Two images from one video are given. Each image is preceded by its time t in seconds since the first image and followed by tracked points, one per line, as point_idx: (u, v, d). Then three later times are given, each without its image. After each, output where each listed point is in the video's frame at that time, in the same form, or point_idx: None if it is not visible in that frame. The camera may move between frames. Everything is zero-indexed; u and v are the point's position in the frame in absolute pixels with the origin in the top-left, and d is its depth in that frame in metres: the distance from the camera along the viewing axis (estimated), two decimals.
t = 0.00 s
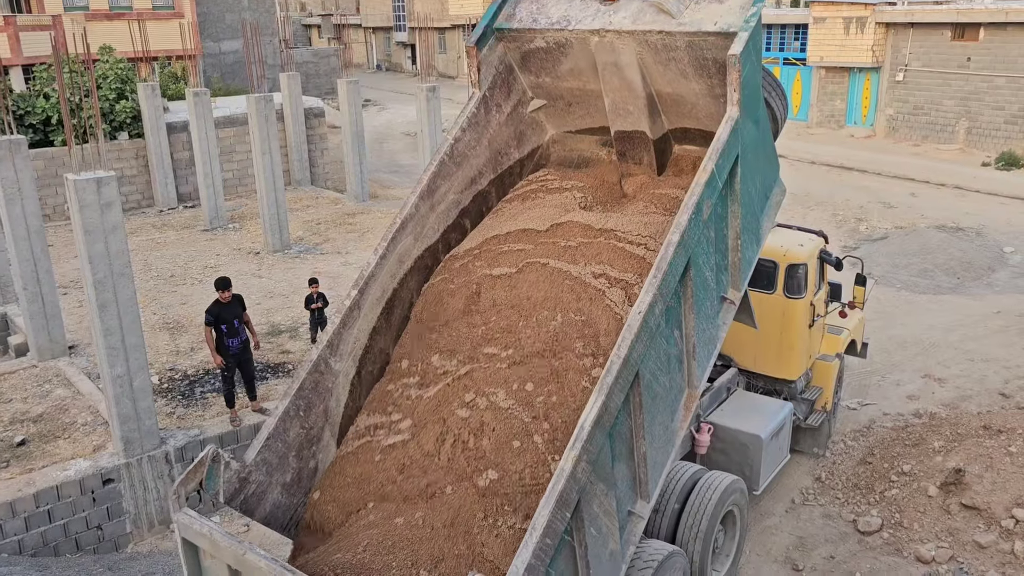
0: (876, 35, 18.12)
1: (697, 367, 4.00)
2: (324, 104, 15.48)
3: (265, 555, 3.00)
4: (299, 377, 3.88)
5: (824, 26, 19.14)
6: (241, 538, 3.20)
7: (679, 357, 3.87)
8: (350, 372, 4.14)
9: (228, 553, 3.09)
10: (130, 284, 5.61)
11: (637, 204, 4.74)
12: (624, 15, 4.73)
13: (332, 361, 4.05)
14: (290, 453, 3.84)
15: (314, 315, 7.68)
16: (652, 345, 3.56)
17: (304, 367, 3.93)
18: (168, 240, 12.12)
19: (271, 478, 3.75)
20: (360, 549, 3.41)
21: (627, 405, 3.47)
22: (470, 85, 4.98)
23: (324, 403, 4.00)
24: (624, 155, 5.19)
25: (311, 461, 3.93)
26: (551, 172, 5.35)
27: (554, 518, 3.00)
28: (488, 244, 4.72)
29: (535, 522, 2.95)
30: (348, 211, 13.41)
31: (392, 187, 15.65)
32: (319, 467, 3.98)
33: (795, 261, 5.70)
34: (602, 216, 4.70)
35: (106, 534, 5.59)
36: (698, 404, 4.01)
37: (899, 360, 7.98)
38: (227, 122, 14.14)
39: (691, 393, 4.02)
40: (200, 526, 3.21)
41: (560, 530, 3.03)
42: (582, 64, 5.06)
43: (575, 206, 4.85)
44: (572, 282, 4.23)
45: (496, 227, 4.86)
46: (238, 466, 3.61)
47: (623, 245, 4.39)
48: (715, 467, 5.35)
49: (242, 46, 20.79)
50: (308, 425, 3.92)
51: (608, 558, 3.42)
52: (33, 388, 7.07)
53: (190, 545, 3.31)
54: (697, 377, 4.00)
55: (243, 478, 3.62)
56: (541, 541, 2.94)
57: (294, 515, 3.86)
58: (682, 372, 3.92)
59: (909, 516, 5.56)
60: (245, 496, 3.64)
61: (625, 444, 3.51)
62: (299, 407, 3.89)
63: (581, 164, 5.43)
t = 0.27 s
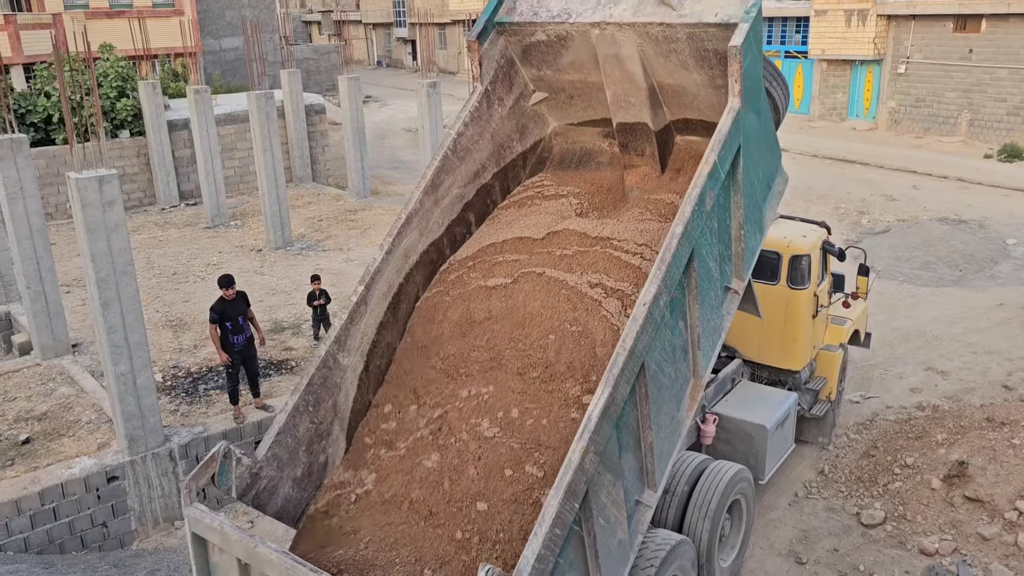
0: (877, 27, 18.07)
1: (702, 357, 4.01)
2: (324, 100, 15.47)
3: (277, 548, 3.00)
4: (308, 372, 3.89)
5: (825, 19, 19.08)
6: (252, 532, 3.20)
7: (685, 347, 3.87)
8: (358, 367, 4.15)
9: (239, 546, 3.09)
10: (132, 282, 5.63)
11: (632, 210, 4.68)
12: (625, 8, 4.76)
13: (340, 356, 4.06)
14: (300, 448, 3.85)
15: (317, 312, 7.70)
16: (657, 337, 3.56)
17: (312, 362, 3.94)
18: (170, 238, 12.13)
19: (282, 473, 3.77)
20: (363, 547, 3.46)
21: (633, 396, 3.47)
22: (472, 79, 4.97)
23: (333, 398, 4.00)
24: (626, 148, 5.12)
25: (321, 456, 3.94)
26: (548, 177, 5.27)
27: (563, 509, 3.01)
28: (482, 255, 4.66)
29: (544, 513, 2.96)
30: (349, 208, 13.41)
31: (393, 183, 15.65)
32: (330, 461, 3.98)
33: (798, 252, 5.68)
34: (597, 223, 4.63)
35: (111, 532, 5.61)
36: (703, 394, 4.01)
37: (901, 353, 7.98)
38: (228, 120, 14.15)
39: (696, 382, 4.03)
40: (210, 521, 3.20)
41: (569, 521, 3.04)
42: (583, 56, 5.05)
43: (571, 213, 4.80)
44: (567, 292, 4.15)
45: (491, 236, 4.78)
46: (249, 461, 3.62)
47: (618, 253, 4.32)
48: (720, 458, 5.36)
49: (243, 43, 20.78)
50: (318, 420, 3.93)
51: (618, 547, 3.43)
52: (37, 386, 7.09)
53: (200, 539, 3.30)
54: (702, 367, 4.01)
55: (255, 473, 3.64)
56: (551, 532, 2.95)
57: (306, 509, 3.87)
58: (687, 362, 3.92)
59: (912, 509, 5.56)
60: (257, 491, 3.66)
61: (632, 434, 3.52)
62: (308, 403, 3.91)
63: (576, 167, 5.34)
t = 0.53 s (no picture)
0: (878, 18, 18.01)
1: (706, 345, 4.02)
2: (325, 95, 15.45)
3: (285, 539, 3.00)
4: (316, 365, 3.90)
5: (826, 10, 19.03)
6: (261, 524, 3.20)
7: (688, 336, 3.88)
8: (365, 360, 4.17)
9: (248, 538, 3.09)
10: (134, 278, 5.64)
11: (625, 217, 4.66)
12: None
13: (347, 349, 4.07)
14: (308, 441, 3.84)
15: (318, 307, 7.70)
16: (662, 326, 3.57)
17: (320, 355, 3.95)
18: (171, 233, 12.13)
19: (293, 465, 3.77)
20: (364, 542, 3.44)
21: (638, 385, 3.49)
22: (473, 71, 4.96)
23: (340, 391, 4.02)
24: (627, 137, 5.16)
25: (330, 448, 3.94)
26: (544, 182, 5.27)
27: (571, 498, 3.02)
28: (477, 264, 4.69)
29: (552, 502, 2.97)
30: (350, 202, 13.41)
31: (394, 177, 15.64)
32: (338, 454, 3.97)
33: (799, 242, 5.68)
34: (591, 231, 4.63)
35: (114, 526, 5.63)
36: (706, 382, 4.03)
37: (903, 344, 7.98)
38: (228, 115, 14.14)
39: (700, 370, 4.04)
40: (219, 512, 3.20)
41: (577, 510, 3.06)
42: (584, 47, 5.05)
43: (565, 221, 4.78)
44: (562, 304, 4.19)
45: (487, 242, 4.82)
46: (259, 455, 3.63)
47: (611, 263, 4.32)
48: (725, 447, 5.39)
49: (242, 38, 20.76)
50: (326, 413, 3.94)
51: (625, 534, 3.44)
52: (40, 382, 7.11)
53: (207, 530, 3.30)
54: (706, 355, 4.02)
55: (265, 466, 3.65)
56: (559, 521, 2.97)
57: (317, 500, 3.85)
58: (691, 350, 3.93)
59: (914, 500, 5.57)
60: (268, 483, 3.66)
61: (638, 423, 3.53)
62: (316, 395, 3.91)
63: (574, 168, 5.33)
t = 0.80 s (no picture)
0: (884, 8, 17.92)
1: (712, 334, 4.02)
2: (329, 87, 15.43)
3: (295, 529, 3.02)
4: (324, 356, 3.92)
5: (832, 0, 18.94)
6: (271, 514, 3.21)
7: (695, 325, 3.88)
8: (373, 351, 4.19)
9: (258, 528, 3.10)
10: (140, 270, 5.65)
11: (623, 222, 4.59)
12: None
13: (355, 341, 4.09)
14: (317, 432, 3.85)
15: (323, 299, 7.71)
16: (668, 316, 3.57)
17: (328, 347, 3.97)
18: (176, 225, 12.15)
19: (302, 456, 3.77)
20: (367, 533, 3.45)
21: (645, 374, 3.48)
22: (478, 61, 4.94)
23: (349, 381, 4.04)
24: (633, 127, 5.12)
25: (339, 438, 3.95)
26: (542, 183, 5.20)
27: (580, 487, 3.03)
28: (474, 269, 4.63)
29: (560, 492, 2.98)
30: (354, 194, 13.40)
31: (398, 169, 15.63)
32: (346, 445, 3.98)
33: (805, 232, 5.67)
34: (589, 236, 4.57)
35: (121, 517, 5.66)
36: (713, 371, 4.03)
37: (908, 336, 7.97)
38: (232, 107, 14.13)
39: (706, 359, 4.05)
40: (229, 501, 3.21)
41: (585, 499, 3.06)
42: (589, 36, 5.04)
43: (563, 225, 4.72)
44: (559, 312, 4.13)
45: (485, 246, 4.76)
46: (269, 445, 3.63)
47: (609, 270, 4.26)
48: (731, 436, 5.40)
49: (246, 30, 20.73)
50: (335, 404, 3.96)
51: (632, 522, 3.45)
52: (46, 374, 7.13)
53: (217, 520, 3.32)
54: (713, 343, 4.02)
55: (275, 457, 3.65)
56: (567, 510, 2.98)
57: (326, 490, 3.87)
58: (697, 339, 3.93)
59: (919, 491, 5.57)
60: (278, 474, 3.66)
61: (645, 413, 3.53)
62: (324, 387, 3.93)
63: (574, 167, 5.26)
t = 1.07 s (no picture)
0: None
1: (717, 324, 4.02)
2: (332, 79, 15.41)
3: (302, 519, 3.05)
4: (330, 347, 3.93)
5: None
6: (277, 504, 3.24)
7: (700, 315, 3.87)
8: (378, 341, 4.22)
9: (265, 518, 3.13)
10: (144, 261, 5.67)
11: (620, 229, 4.54)
12: None
13: (361, 332, 4.11)
14: (324, 422, 3.86)
15: (327, 290, 7.72)
16: (674, 307, 3.56)
17: (334, 338, 3.99)
18: (180, 217, 12.17)
19: (309, 446, 3.77)
20: (368, 524, 3.45)
21: (650, 365, 3.49)
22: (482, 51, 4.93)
23: (355, 372, 4.07)
24: (637, 116, 5.08)
25: (345, 429, 3.98)
26: (540, 186, 5.14)
27: (585, 478, 3.04)
28: (469, 276, 4.59)
29: (566, 483, 2.99)
30: (358, 186, 13.40)
31: (402, 161, 15.62)
32: (352, 435, 4.01)
33: (811, 224, 5.66)
34: (586, 241, 4.52)
35: (126, 508, 5.68)
36: (718, 360, 4.04)
37: (912, 328, 7.96)
38: (236, 99, 14.13)
39: (711, 349, 4.04)
40: (236, 492, 3.24)
41: (591, 489, 3.07)
42: (593, 25, 5.05)
43: (560, 230, 4.66)
44: (554, 321, 4.09)
45: (482, 251, 4.72)
46: (277, 436, 3.61)
47: (604, 279, 4.21)
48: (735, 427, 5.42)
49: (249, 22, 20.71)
50: (341, 394, 3.97)
51: (638, 512, 3.46)
52: (51, 365, 7.16)
53: (224, 512, 3.34)
54: (717, 334, 4.02)
55: (282, 448, 3.63)
56: (573, 500, 2.98)
57: (333, 481, 3.89)
58: (702, 330, 3.92)
59: (922, 483, 5.57)
60: (285, 465, 3.65)
61: (650, 403, 3.53)
62: (331, 377, 3.94)
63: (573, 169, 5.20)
